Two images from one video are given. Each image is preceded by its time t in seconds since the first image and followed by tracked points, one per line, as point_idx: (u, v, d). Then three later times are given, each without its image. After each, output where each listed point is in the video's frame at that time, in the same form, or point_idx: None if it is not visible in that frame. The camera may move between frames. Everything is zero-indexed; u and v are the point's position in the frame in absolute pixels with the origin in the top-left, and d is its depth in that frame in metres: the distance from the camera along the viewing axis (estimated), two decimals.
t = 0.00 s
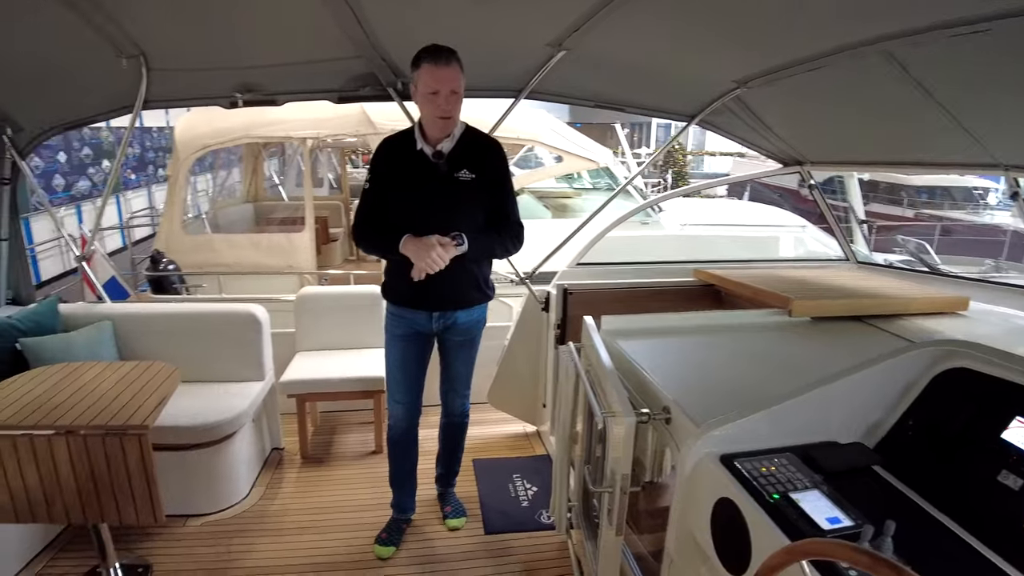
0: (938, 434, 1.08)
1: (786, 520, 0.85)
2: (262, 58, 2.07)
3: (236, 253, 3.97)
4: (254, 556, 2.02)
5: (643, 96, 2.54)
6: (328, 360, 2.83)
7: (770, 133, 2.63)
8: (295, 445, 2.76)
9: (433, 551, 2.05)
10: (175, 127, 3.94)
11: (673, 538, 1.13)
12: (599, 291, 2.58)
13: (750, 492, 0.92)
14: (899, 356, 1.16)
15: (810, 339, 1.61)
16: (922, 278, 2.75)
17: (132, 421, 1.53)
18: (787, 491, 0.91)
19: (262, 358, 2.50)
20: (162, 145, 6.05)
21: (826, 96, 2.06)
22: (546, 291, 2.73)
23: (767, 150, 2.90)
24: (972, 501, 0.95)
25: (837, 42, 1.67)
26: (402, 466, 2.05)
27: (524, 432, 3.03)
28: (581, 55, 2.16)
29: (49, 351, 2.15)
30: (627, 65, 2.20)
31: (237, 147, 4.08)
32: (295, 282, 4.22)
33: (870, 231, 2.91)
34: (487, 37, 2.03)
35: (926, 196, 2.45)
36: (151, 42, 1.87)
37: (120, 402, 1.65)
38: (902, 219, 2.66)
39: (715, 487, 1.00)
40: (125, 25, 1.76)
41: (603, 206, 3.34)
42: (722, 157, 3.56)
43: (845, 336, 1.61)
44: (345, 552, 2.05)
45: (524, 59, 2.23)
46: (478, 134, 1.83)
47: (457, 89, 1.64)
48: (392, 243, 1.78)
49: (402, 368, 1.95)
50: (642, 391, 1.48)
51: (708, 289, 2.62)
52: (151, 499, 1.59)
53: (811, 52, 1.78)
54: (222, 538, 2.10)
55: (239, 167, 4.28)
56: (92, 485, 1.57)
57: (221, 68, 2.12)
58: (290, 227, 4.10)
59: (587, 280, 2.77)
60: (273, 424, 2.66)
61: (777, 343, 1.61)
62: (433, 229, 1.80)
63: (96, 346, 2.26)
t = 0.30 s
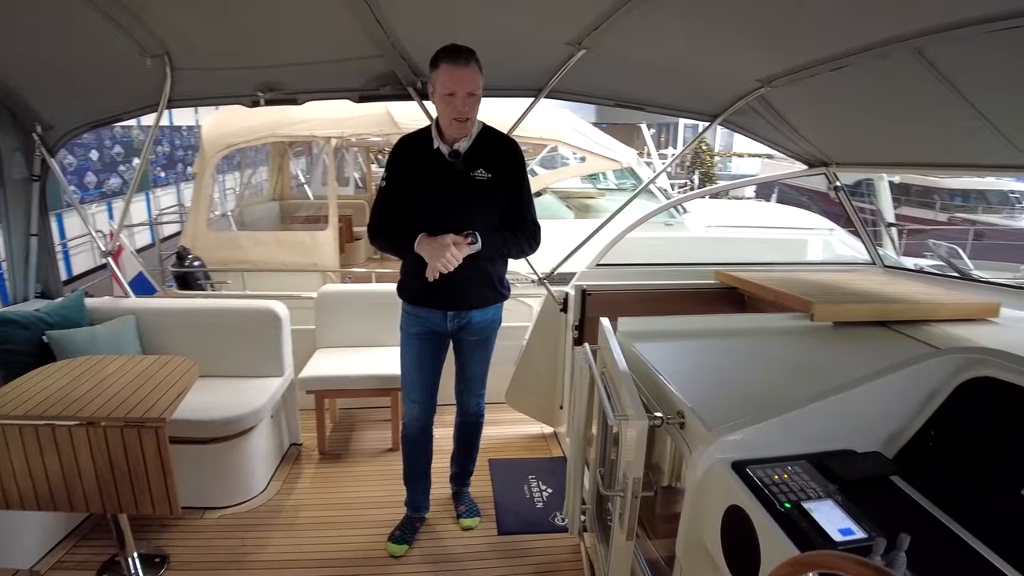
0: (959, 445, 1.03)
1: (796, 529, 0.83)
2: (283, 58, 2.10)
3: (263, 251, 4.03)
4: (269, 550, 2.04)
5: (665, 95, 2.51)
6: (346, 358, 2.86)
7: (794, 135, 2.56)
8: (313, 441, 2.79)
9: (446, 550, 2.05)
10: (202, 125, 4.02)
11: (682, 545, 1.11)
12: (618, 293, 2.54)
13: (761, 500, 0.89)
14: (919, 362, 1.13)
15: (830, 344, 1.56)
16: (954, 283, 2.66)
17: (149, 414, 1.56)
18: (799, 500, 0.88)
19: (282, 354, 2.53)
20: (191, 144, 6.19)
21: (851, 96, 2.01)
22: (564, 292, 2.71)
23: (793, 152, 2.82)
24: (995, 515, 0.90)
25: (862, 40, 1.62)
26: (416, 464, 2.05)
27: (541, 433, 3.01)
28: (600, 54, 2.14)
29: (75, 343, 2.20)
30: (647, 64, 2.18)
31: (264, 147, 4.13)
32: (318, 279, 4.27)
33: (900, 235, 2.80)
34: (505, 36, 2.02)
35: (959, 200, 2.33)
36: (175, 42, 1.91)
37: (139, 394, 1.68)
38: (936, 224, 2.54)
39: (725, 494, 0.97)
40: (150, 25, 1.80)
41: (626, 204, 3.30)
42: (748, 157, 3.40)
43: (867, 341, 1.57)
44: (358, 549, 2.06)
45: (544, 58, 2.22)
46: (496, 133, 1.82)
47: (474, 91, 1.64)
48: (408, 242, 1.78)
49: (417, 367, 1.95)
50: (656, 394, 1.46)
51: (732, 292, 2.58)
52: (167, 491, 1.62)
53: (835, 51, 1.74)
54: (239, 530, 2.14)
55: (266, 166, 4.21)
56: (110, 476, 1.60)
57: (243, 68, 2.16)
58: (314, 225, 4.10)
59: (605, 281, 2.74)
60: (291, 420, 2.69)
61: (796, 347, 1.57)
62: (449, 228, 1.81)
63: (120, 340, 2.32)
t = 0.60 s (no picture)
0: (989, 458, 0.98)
1: (806, 540, 0.80)
2: (309, 58, 2.13)
3: (294, 250, 4.07)
4: (287, 543, 2.07)
5: (692, 95, 2.46)
6: (370, 355, 2.88)
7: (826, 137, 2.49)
8: (336, 437, 2.82)
9: (461, 550, 2.05)
10: (236, 125, 4.13)
11: (691, 553, 1.09)
12: (641, 295, 2.50)
13: (770, 508, 0.86)
14: (947, 371, 1.08)
15: (857, 349, 1.51)
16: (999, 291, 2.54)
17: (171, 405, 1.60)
18: (810, 510, 0.85)
19: (307, 351, 2.57)
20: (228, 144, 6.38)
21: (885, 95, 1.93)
22: (588, 293, 2.69)
23: (826, 154, 2.70)
24: None
25: (893, 37, 1.56)
26: (435, 463, 2.06)
27: (563, 436, 2.99)
28: (625, 53, 2.11)
29: (107, 337, 2.28)
30: (673, 63, 2.14)
31: (296, 147, 4.20)
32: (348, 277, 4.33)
33: (941, 240, 2.64)
34: (527, 35, 2.01)
35: (1006, 207, 2.14)
36: (203, 43, 1.96)
37: (163, 386, 1.73)
38: (980, 230, 2.37)
39: (736, 500, 0.94)
40: (179, 28, 1.85)
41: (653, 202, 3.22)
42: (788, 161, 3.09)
43: (896, 347, 1.51)
44: (374, 545, 2.08)
45: (568, 57, 2.20)
46: (516, 133, 1.81)
47: (490, 91, 1.64)
48: (428, 240, 1.79)
49: (435, 365, 1.96)
50: (672, 397, 1.43)
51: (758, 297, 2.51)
52: (186, 480, 1.66)
53: (867, 48, 1.68)
54: (260, 522, 2.18)
55: (300, 168, 4.33)
56: (133, 465, 1.65)
57: (271, 68, 2.20)
58: (344, 224, 4.20)
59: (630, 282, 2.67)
60: (315, 415, 2.73)
61: (822, 351, 1.52)
62: (467, 228, 1.81)
63: (149, 334, 2.39)
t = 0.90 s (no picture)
0: None
1: (825, 546, 0.77)
2: (341, 57, 2.17)
3: (329, 247, 4.11)
4: (311, 534, 2.11)
5: (726, 94, 2.41)
6: (399, 352, 2.90)
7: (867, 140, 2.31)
8: (364, 432, 2.86)
9: (482, 548, 2.05)
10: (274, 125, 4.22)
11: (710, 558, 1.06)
12: (673, 296, 2.39)
13: (790, 512, 0.84)
14: (984, 378, 1.02)
15: (893, 354, 1.45)
16: None
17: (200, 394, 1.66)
18: (832, 516, 0.82)
19: (337, 346, 2.61)
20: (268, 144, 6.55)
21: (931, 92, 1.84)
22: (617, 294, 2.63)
23: (866, 156, 2.46)
24: None
25: (934, 31, 1.49)
26: (458, 460, 2.06)
27: (590, 438, 2.96)
28: (657, 50, 2.08)
29: (144, 328, 2.38)
30: (705, 60, 2.10)
31: (333, 147, 4.25)
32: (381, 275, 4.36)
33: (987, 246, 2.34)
34: (556, 33, 2.00)
35: None
36: (239, 42, 2.01)
37: (194, 376, 1.79)
38: None
39: (755, 504, 0.92)
40: (216, 28, 1.91)
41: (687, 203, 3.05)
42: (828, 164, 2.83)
43: (935, 353, 1.44)
44: (396, 540, 2.09)
45: (599, 55, 2.18)
46: (543, 130, 1.81)
47: (505, 89, 1.64)
48: (454, 237, 1.80)
49: (460, 362, 1.97)
50: (697, 401, 1.37)
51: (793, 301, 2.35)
52: (214, 468, 1.71)
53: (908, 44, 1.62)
54: (287, 513, 2.22)
55: (338, 168, 4.46)
56: (166, 451, 1.70)
57: (305, 66, 2.25)
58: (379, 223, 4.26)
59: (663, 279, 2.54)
60: (344, 410, 2.77)
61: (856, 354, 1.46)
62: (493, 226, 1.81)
63: (184, 325, 2.48)
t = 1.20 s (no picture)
0: None
1: (843, 550, 0.75)
2: (370, 55, 2.20)
3: (359, 245, 4.16)
4: (333, 526, 2.14)
5: (758, 93, 2.36)
6: (424, 349, 2.92)
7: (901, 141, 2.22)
8: (390, 427, 2.88)
9: (501, 546, 2.06)
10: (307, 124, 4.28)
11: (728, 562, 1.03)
12: (703, 298, 2.31)
13: (808, 515, 0.82)
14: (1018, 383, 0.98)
15: (927, 358, 1.40)
16: None
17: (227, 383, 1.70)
18: (852, 521, 0.79)
19: (364, 341, 2.65)
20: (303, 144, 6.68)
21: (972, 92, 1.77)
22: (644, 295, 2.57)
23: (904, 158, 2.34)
24: None
25: (974, 26, 1.44)
26: (480, 457, 2.07)
27: (614, 439, 2.93)
28: (686, 48, 2.06)
29: (176, 319, 2.46)
30: (736, 59, 2.07)
31: (365, 146, 4.31)
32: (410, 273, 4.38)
33: None
34: (584, 32, 2.00)
35: None
36: (272, 41, 2.06)
37: (223, 367, 1.84)
38: None
39: (774, 507, 0.89)
40: (250, 28, 1.95)
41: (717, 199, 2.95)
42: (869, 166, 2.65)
43: (971, 358, 1.39)
44: (416, 535, 2.11)
45: (628, 53, 2.17)
46: (568, 128, 1.80)
47: (523, 86, 1.63)
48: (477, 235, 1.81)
49: (483, 359, 1.97)
50: (722, 403, 1.28)
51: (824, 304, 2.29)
52: (240, 456, 1.75)
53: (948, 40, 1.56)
54: (311, 505, 2.26)
55: (371, 168, 4.54)
56: (194, 439, 1.75)
57: (335, 65, 2.29)
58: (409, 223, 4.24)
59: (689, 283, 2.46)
60: (370, 405, 2.80)
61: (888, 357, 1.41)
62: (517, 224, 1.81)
63: (214, 317, 2.55)
